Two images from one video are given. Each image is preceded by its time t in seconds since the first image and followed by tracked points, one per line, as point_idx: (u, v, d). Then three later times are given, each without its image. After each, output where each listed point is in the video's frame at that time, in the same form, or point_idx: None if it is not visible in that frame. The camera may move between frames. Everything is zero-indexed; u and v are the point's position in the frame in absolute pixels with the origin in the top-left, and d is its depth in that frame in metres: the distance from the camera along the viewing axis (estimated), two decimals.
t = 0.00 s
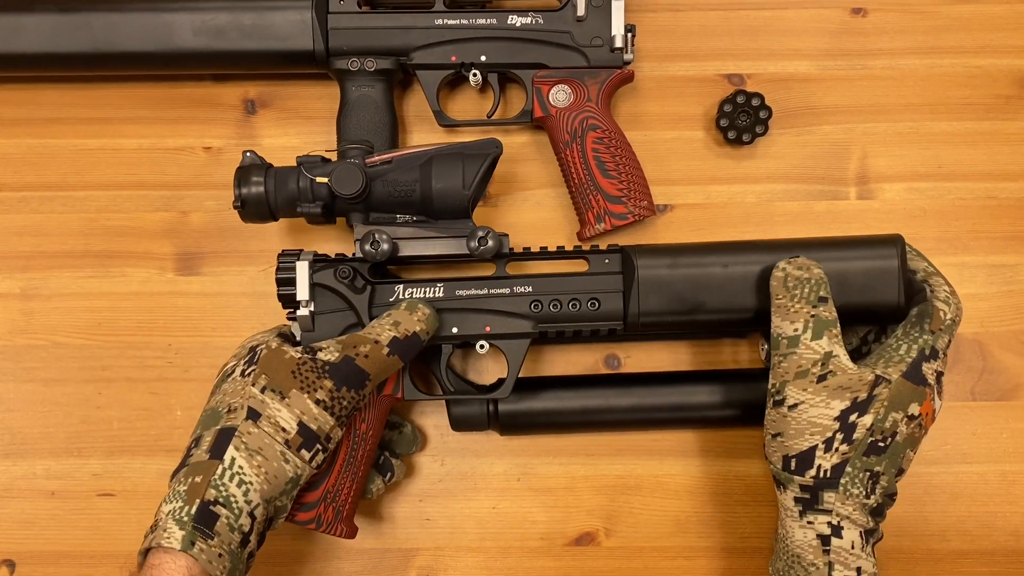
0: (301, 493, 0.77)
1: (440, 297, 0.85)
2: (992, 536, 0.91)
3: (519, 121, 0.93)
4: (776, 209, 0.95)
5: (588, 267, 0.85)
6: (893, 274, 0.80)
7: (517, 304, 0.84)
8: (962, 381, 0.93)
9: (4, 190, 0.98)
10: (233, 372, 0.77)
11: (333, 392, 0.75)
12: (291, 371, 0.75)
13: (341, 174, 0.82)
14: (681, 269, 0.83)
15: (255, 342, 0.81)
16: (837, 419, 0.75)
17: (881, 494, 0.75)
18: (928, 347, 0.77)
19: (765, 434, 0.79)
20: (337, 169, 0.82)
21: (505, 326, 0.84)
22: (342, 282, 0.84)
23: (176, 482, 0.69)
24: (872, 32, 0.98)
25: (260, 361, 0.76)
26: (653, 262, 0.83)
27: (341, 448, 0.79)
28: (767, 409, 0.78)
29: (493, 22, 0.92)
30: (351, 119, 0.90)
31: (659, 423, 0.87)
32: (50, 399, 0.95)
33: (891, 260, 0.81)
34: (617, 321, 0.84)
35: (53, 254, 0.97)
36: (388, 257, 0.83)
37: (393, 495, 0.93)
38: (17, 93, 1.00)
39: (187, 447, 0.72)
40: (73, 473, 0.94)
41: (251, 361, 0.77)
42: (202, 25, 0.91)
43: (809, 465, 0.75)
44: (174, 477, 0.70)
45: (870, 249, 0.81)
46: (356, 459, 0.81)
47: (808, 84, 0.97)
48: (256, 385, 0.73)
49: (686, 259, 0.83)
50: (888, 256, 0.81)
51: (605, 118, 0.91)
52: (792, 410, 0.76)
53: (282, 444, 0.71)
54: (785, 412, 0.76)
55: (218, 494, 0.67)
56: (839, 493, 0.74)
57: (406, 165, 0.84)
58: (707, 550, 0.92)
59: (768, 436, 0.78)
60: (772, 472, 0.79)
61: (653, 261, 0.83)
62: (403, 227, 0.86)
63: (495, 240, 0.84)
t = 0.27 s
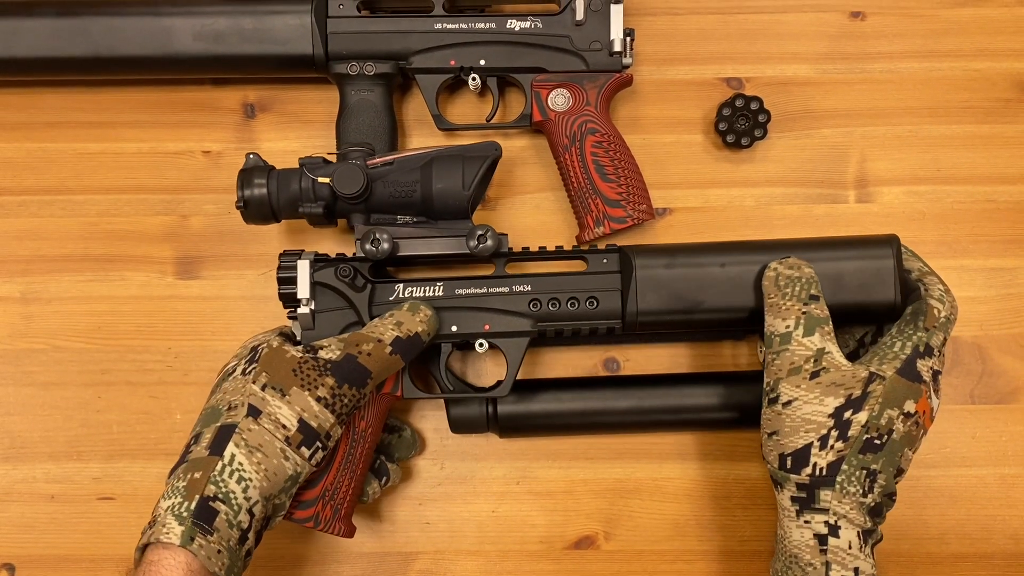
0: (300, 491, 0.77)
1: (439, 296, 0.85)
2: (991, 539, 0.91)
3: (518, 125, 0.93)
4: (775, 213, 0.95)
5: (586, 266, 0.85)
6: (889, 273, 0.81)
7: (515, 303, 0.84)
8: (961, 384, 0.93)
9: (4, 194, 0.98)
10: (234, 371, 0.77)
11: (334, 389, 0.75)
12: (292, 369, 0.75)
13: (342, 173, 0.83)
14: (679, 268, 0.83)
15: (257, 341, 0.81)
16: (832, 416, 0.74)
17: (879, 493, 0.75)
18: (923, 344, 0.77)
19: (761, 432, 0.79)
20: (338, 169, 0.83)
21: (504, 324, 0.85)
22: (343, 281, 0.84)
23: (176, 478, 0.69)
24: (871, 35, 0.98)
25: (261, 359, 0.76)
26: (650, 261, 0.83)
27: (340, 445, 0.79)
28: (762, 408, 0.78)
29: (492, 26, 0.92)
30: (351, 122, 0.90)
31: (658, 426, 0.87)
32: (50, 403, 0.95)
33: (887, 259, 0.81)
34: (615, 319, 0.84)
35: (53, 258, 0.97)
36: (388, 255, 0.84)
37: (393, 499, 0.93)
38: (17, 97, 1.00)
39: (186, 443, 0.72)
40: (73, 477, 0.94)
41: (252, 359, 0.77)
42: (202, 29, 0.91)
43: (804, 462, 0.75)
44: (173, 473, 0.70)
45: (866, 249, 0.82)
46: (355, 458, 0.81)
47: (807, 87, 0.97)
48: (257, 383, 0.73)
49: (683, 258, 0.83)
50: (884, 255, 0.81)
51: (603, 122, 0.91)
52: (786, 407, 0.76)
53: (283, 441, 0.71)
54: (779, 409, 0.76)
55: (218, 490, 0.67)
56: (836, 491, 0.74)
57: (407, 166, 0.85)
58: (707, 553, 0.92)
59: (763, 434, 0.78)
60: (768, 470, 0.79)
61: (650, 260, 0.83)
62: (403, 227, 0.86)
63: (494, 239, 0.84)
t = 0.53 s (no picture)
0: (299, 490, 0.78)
1: (439, 297, 0.85)
2: (991, 541, 0.91)
3: (518, 127, 0.94)
4: (774, 215, 0.95)
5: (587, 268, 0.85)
6: (887, 275, 0.81)
7: (515, 304, 0.84)
8: (960, 387, 0.93)
9: (4, 196, 0.98)
10: (236, 368, 0.77)
11: (336, 387, 0.75)
12: (294, 367, 0.75)
13: (345, 174, 0.83)
14: (678, 270, 0.83)
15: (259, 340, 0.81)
16: (829, 417, 0.74)
17: (877, 495, 0.74)
18: (920, 344, 0.77)
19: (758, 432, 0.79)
20: (341, 169, 0.83)
21: (504, 325, 0.85)
22: (344, 282, 0.84)
23: (177, 472, 0.68)
24: (870, 38, 0.98)
25: (263, 356, 0.76)
26: (650, 262, 0.84)
27: (339, 445, 0.80)
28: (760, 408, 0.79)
29: (492, 29, 0.92)
30: (351, 124, 0.91)
31: (657, 428, 0.87)
32: (50, 406, 0.95)
33: (885, 261, 0.81)
34: (615, 320, 0.84)
35: (53, 261, 0.97)
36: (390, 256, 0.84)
37: (393, 501, 0.93)
38: (17, 100, 1.00)
39: (187, 438, 0.72)
40: (73, 479, 0.94)
41: (253, 357, 0.78)
42: (202, 33, 0.91)
43: (801, 463, 0.74)
44: (174, 467, 0.69)
45: (865, 251, 0.82)
46: (354, 458, 0.82)
47: (807, 90, 0.97)
48: (259, 379, 0.73)
49: (682, 260, 0.83)
50: (882, 257, 0.81)
51: (603, 125, 0.92)
52: (783, 407, 0.76)
53: (284, 436, 0.70)
54: (776, 409, 0.76)
55: (219, 484, 0.66)
56: (833, 492, 0.73)
57: (408, 167, 0.85)
58: (707, 555, 0.92)
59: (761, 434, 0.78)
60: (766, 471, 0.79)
61: (650, 261, 0.84)
62: (404, 228, 0.86)
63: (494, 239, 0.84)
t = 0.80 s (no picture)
0: (299, 491, 0.79)
1: (440, 298, 0.85)
2: (991, 541, 0.91)
3: (518, 129, 0.94)
4: (774, 216, 0.95)
5: (587, 269, 0.85)
6: (887, 277, 0.81)
7: (515, 304, 0.85)
8: (960, 387, 0.93)
9: (5, 198, 0.99)
10: (235, 365, 0.78)
11: (334, 389, 0.76)
12: (294, 367, 0.75)
13: (345, 175, 0.83)
14: (678, 272, 0.83)
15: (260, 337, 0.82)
16: (829, 420, 0.74)
17: (880, 498, 0.74)
18: (919, 346, 0.77)
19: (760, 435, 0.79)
20: (342, 170, 0.83)
21: (504, 326, 0.85)
22: (345, 283, 0.84)
23: (172, 466, 0.69)
24: (869, 39, 0.98)
25: (263, 355, 0.76)
26: (650, 264, 0.84)
27: (338, 445, 0.81)
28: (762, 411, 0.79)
29: (492, 30, 0.92)
30: (351, 126, 0.91)
31: (657, 429, 0.87)
32: (51, 406, 0.95)
33: (884, 262, 0.81)
34: (615, 321, 0.84)
35: (54, 262, 0.98)
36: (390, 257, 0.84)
37: (393, 502, 0.93)
38: (18, 102, 1.01)
39: (182, 432, 0.72)
40: (74, 480, 0.94)
41: (254, 355, 0.78)
42: (203, 35, 0.92)
43: (801, 466, 0.75)
44: (168, 460, 0.70)
45: (865, 252, 0.82)
46: (355, 458, 0.82)
47: (806, 91, 0.98)
48: (258, 378, 0.73)
49: (682, 261, 0.84)
50: (881, 258, 0.81)
51: (603, 127, 0.92)
52: (783, 409, 0.76)
53: (280, 437, 0.71)
54: (776, 412, 0.77)
55: (213, 481, 0.67)
56: (833, 495, 0.74)
57: (409, 169, 0.86)
58: (706, 555, 0.92)
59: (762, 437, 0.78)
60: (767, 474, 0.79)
61: (650, 262, 0.84)
62: (404, 229, 0.87)
63: (495, 240, 0.85)
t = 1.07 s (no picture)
0: (297, 493, 0.80)
1: (438, 300, 0.85)
2: (990, 542, 0.91)
3: (516, 130, 0.94)
4: (773, 217, 0.95)
5: (585, 270, 0.86)
6: (884, 278, 0.81)
7: (513, 306, 0.85)
8: (959, 388, 0.93)
9: (4, 200, 0.99)
10: (217, 381, 0.77)
11: (311, 416, 0.76)
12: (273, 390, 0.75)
13: (344, 177, 0.84)
14: (676, 273, 0.83)
15: (245, 350, 0.81)
16: (830, 430, 0.74)
17: (882, 508, 0.74)
18: (920, 354, 0.77)
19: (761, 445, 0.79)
20: (340, 173, 0.83)
21: (502, 328, 0.85)
22: (343, 285, 0.84)
23: (143, 485, 0.69)
24: (868, 40, 0.98)
25: (244, 375, 0.76)
26: (648, 265, 0.84)
27: (336, 447, 0.82)
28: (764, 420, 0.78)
29: (489, 32, 0.92)
30: (349, 128, 0.91)
31: (655, 431, 0.87)
32: (50, 409, 0.95)
33: (881, 263, 0.81)
34: (613, 323, 0.84)
35: (53, 264, 0.98)
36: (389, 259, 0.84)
37: (392, 504, 0.93)
38: (17, 105, 1.01)
39: (156, 449, 0.73)
40: (73, 482, 0.94)
41: (236, 373, 0.78)
42: (201, 38, 0.92)
43: (802, 476, 0.74)
44: (141, 477, 0.70)
45: (862, 254, 0.82)
46: (353, 460, 0.83)
47: (804, 92, 0.98)
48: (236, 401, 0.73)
49: (679, 262, 0.84)
50: (879, 259, 0.81)
51: (601, 128, 0.92)
52: (783, 419, 0.76)
53: (252, 464, 0.72)
54: (778, 422, 0.76)
55: (181, 505, 0.67)
56: (835, 505, 0.73)
57: (407, 171, 0.86)
58: (705, 557, 0.92)
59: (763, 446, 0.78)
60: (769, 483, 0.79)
61: (648, 264, 0.84)
62: (403, 232, 0.87)
63: (494, 242, 0.84)
